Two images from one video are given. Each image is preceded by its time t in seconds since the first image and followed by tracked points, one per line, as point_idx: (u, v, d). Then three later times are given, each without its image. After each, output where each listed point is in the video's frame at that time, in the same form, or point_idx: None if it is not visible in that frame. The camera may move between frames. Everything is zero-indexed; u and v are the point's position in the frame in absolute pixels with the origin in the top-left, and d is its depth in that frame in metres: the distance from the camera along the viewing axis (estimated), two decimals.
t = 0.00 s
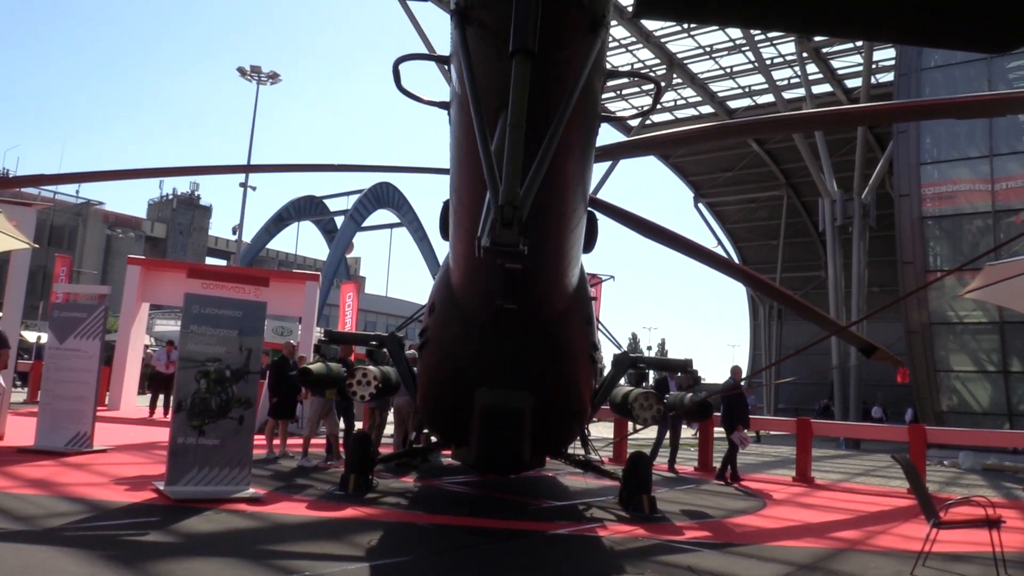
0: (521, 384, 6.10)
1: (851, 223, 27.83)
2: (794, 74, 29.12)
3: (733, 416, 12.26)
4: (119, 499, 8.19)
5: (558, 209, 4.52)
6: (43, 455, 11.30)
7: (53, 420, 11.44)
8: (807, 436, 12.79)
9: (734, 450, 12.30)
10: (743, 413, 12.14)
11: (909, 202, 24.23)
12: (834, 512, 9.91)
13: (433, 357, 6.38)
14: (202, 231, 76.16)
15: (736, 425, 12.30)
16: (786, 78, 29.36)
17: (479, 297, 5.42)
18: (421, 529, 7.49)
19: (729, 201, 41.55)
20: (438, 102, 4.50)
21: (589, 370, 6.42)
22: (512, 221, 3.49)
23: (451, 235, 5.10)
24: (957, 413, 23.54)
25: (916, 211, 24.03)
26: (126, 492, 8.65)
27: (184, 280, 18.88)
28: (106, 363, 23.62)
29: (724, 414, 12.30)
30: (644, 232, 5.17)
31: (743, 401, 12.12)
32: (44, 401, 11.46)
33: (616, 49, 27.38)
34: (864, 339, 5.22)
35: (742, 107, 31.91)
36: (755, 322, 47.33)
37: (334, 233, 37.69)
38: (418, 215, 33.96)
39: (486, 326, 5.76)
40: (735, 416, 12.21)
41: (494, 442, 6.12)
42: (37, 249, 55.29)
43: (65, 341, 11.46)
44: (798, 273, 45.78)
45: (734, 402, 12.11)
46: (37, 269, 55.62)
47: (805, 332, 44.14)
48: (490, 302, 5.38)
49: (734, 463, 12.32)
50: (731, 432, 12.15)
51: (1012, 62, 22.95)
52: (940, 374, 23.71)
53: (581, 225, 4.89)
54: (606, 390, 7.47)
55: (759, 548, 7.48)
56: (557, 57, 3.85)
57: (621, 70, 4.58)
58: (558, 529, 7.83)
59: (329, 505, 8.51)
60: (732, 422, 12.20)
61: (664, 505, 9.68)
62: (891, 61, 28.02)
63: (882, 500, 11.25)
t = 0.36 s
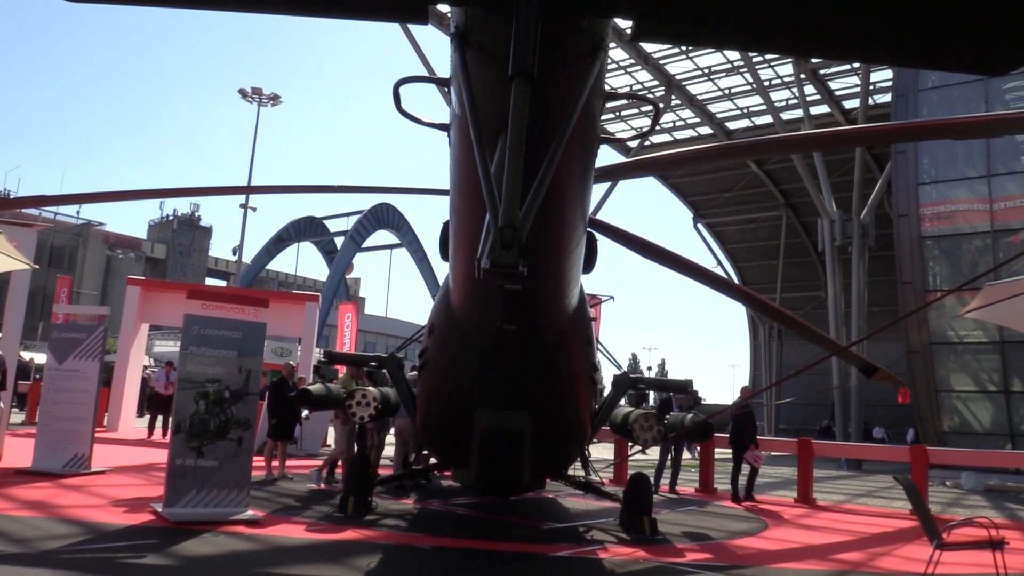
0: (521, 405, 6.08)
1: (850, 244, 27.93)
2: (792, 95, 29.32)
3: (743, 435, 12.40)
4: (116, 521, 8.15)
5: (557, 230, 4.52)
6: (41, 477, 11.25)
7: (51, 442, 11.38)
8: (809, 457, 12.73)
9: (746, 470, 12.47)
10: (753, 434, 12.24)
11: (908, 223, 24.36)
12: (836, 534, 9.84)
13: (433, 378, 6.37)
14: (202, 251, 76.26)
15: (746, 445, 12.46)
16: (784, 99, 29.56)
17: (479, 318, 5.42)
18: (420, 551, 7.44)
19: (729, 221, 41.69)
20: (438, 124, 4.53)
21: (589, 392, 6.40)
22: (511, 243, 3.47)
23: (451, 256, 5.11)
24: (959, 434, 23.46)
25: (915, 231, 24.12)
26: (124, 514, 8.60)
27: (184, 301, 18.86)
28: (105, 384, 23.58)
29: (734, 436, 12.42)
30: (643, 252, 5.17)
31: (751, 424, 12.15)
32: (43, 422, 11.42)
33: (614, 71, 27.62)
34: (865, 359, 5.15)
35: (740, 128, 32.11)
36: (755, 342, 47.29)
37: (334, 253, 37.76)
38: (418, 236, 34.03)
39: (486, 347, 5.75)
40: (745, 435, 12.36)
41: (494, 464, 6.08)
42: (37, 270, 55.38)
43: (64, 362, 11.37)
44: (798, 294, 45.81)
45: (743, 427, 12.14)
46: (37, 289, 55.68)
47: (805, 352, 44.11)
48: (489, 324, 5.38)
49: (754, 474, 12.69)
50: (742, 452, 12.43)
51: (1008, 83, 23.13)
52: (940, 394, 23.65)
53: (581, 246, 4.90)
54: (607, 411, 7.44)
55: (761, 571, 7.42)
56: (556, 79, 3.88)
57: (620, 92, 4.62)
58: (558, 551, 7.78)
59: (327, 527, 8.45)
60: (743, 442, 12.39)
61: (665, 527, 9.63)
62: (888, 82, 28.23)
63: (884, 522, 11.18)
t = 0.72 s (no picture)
0: (521, 426, 6.06)
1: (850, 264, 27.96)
2: (790, 116, 29.50)
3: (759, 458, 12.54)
4: (114, 543, 8.10)
5: (556, 251, 4.52)
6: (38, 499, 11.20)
7: (48, 463, 11.33)
8: (810, 477, 12.67)
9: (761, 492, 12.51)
10: (768, 455, 12.34)
11: (907, 242, 24.43)
12: (838, 555, 9.78)
13: (433, 398, 6.35)
14: (202, 272, 76.29)
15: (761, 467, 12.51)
16: (783, 120, 29.74)
17: (478, 339, 5.42)
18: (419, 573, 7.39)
19: (728, 241, 41.79)
20: (438, 146, 4.55)
21: (589, 413, 6.38)
22: (511, 264, 3.43)
23: (451, 277, 5.11)
24: (961, 454, 23.38)
25: (914, 251, 24.19)
26: (121, 536, 8.55)
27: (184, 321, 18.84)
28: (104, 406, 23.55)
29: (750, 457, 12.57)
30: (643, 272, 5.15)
31: (765, 444, 12.28)
32: (40, 443, 11.38)
33: (613, 92, 27.81)
34: (866, 379, 5.07)
35: (739, 148, 32.32)
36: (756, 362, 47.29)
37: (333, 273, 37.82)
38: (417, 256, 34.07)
39: (486, 369, 5.75)
40: (761, 458, 12.49)
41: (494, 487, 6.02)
42: (36, 290, 55.46)
43: (62, 383, 11.38)
44: (797, 313, 45.87)
45: (757, 447, 12.29)
46: (37, 310, 55.68)
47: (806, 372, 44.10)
48: (489, 345, 5.38)
49: (772, 502, 12.62)
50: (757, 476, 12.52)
51: (1005, 103, 23.30)
52: (941, 414, 23.60)
53: (581, 266, 4.91)
54: (607, 431, 7.41)
55: None
56: (555, 100, 3.91)
57: (618, 114, 4.65)
58: (558, 573, 7.71)
59: (326, 549, 8.39)
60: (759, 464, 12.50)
61: (667, 549, 9.56)
62: (886, 103, 28.41)
63: (887, 543, 11.11)
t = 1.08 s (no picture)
0: (520, 447, 6.02)
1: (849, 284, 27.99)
2: (788, 136, 29.68)
3: (773, 478, 12.60)
4: (111, 566, 8.04)
5: (556, 272, 4.50)
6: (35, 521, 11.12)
7: (45, 485, 11.26)
8: (811, 498, 12.62)
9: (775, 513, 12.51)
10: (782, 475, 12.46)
11: (906, 263, 24.48)
12: None
13: (433, 419, 6.32)
14: (202, 293, 76.32)
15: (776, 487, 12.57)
16: (781, 140, 29.94)
17: (478, 361, 5.40)
18: None
19: (727, 261, 41.92)
20: (437, 166, 4.58)
21: (590, 435, 6.34)
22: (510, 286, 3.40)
23: (451, 297, 5.10)
24: (962, 474, 23.28)
25: (913, 271, 24.23)
26: (118, 559, 8.49)
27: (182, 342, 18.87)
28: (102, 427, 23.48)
29: (764, 478, 12.64)
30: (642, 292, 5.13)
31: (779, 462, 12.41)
32: (38, 465, 11.32)
33: (612, 114, 28.04)
34: (866, 400, 5.01)
35: (738, 169, 32.51)
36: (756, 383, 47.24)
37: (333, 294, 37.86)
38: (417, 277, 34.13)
39: (485, 390, 5.73)
40: (775, 478, 12.58)
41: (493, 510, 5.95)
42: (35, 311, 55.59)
43: (61, 405, 11.47)
44: (797, 334, 45.88)
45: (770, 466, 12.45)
46: (37, 331, 55.74)
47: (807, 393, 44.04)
48: (488, 366, 5.36)
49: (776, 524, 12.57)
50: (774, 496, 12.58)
51: (1002, 124, 23.48)
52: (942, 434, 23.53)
53: (581, 286, 4.92)
54: (607, 452, 7.39)
55: None
56: (554, 122, 3.93)
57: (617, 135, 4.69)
58: None
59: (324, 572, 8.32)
60: (772, 484, 12.56)
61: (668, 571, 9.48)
62: (884, 124, 28.61)
63: (890, 565, 11.02)
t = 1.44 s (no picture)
0: (520, 469, 5.99)
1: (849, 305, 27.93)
2: (787, 158, 29.83)
3: (781, 499, 12.59)
4: None
5: (555, 296, 4.49)
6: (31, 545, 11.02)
7: (42, 508, 11.18)
8: (813, 520, 12.56)
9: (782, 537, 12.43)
10: (789, 498, 12.43)
11: (905, 283, 24.48)
12: None
13: (433, 442, 6.30)
14: (202, 314, 76.35)
15: (784, 509, 12.52)
16: (779, 162, 30.09)
17: (478, 384, 5.39)
18: None
19: (727, 282, 42.01)
20: (438, 189, 4.62)
21: (590, 456, 6.30)
22: (510, 309, 3.36)
23: (451, 320, 5.11)
24: (965, 495, 23.15)
25: (913, 292, 24.24)
26: None
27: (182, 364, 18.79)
28: (100, 448, 23.37)
29: (773, 499, 12.61)
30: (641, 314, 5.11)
31: (787, 485, 12.39)
32: (35, 489, 11.24)
33: (611, 136, 28.20)
34: (867, 421, 4.96)
35: (736, 190, 32.66)
36: (756, 404, 47.18)
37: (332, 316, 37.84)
38: (417, 299, 34.16)
39: (486, 412, 5.72)
40: (783, 499, 12.58)
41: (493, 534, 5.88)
42: (34, 332, 55.70)
43: (60, 426, 11.40)
44: (796, 354, 45.88)
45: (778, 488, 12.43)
46: (36, 353, 55.80)
47: (808, 414, 43.97)
48: (489, 389, 5.35)
49: (781, 547, 12.49)
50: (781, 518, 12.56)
51: (999, 145, 23.63)
52: (944, 455, 23.44)
53: (580, 307, 4.92)
54: (607, 474, 7.35)
55: None
56: (550, 145, 3.94)
57: (616, 158, 4.71)
58: None
59: None
60: (781, 505, 12.54)
61: None
62: (882, 145, 28.78)
63: None
